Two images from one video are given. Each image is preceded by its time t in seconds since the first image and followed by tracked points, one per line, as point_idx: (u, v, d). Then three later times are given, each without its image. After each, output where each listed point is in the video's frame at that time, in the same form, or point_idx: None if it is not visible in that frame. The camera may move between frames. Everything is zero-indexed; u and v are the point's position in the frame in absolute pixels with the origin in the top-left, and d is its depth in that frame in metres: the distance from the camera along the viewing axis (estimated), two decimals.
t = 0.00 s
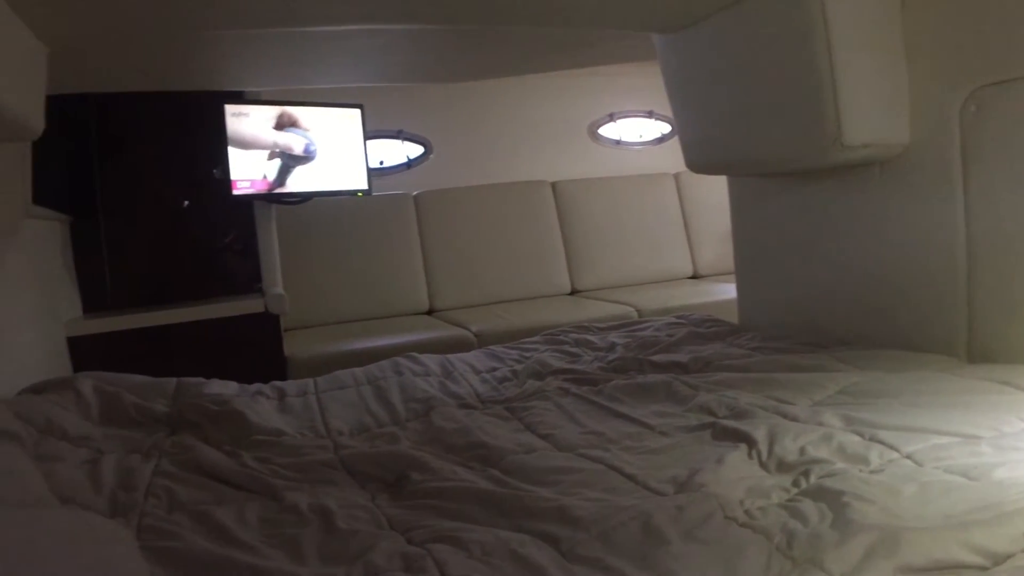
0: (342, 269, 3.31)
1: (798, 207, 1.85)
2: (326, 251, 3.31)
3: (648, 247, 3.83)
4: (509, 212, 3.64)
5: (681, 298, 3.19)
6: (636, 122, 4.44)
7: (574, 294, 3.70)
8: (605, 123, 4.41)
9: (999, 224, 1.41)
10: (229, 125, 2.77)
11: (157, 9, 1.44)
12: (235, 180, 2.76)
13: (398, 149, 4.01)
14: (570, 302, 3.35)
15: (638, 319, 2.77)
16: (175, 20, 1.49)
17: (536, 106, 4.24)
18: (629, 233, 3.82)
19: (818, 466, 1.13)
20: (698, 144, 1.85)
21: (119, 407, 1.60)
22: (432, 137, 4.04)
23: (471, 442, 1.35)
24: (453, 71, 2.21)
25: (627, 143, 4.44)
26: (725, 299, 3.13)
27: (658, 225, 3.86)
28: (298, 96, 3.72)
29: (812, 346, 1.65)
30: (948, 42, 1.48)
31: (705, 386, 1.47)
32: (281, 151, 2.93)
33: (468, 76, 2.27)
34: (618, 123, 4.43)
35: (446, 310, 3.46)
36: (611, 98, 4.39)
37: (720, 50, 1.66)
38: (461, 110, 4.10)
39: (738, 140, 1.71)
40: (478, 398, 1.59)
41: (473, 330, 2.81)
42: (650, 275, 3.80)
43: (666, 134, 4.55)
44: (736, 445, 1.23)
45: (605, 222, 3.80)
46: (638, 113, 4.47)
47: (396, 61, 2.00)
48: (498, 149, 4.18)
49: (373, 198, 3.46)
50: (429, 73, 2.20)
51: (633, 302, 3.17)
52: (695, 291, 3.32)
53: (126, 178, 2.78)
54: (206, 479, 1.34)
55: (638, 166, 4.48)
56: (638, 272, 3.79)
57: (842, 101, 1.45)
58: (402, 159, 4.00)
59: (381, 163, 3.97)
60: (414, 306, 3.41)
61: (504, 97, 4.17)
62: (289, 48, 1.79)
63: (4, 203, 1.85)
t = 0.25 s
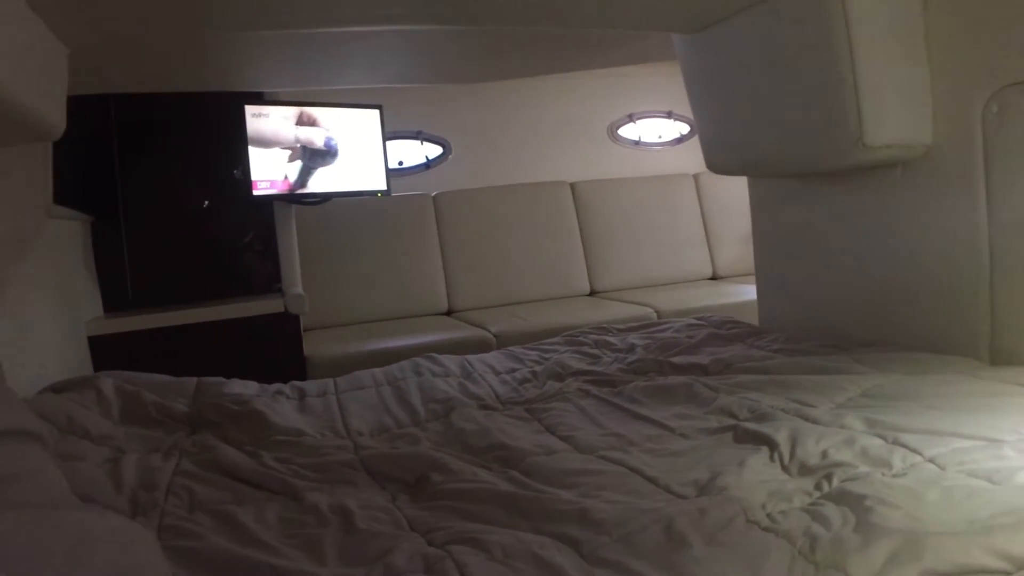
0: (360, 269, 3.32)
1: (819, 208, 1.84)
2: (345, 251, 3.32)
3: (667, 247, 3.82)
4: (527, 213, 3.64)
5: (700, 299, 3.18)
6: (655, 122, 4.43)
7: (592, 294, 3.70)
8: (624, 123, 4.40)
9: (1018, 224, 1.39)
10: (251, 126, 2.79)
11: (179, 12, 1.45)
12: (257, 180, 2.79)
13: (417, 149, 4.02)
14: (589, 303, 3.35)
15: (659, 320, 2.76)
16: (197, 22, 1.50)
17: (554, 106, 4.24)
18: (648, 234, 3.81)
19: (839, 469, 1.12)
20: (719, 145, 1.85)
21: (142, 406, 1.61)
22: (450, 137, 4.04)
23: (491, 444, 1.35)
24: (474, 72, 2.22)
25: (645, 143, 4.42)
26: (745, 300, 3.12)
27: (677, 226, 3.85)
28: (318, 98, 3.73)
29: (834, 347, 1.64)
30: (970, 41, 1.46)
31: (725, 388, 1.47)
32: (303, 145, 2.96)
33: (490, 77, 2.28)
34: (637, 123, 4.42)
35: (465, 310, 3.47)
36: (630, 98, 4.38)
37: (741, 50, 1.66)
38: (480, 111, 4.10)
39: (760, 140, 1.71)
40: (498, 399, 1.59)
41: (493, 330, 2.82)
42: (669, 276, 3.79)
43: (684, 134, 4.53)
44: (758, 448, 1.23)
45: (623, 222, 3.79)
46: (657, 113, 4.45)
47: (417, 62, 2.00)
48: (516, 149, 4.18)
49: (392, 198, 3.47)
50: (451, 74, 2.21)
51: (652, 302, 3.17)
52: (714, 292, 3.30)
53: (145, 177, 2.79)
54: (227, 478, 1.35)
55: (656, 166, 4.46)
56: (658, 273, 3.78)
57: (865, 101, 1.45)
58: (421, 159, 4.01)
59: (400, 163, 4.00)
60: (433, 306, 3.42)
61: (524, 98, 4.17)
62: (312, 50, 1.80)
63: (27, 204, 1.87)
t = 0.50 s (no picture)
0: (371, 270, 3.32)
1: (831, 209, 1.84)
2: (356, 251, 3.32)
3: (679, 248, 3.82)
4: (539, 214, 3.64)
5: (712, 300, 3.18)
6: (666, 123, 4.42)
7: (604, 296, 3.70)
8: (636, 124, 4.39)
9: None
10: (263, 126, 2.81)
11: (191, 14, 1.45)
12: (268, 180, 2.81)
13: (428, 150, 4.01)
14: (601, 304, 3.35)
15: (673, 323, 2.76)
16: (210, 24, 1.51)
17: (566, 107, 4.23)
18: (660, 235, 3.80)
19: (853, 472, 1.12)
20: (732, 146, 1.85)
21: (153, 406, 1.62)
22: (461, 138, 4.04)
23: (503, 445, 1.36)
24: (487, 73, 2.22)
25: (657, 145, 4.41)
26: (758, 302, 3.12)
27: (688, 227, 3.85)
28: (330, 99, 3.74)
29: (847, 349, 1.64)
30: (983, 42, 1.45)
31: (738, 390, 1.47)
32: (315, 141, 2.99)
33: (504, 78, 2.27)
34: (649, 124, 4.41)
35: (476, 311, 3.47)
36: (642, 99, 4.37)
37: (753, 52, 1.65)
38: (491, 112, 4.10)
39: (772, 141, 1.71)
40: (510, 400, 1.60)
41: (505, 331, 2.82)
42: (681, 277, 3.78)
43: (696, 135, 4.53)
44: (771, 450, 1.23)
45: (634, 223, 3.79)
46: (668, 114, 4.44)
47: (431, 63, 2.00)
48: (527, 150, 4.18)
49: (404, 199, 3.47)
50: (465, 75, 2.21)
51: (663, 304, 3.16)
52: (726, 293, 3.30)
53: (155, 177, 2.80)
54: (239, 479, 1.35)
55: (667, 167, 4.46)
56: (669, 274, 3.77)
57: (878, 102, 1.44)
58: (432, 160, 4.01)
59: (411, 165, 3.98)
60: (444, 307, 3.42)
61: (535, 99, 4.16)
62: (326, 51, 1.80)
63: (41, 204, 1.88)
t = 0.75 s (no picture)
0: (379, 271, 3.33)
1: (840, 211, 1.83)
2: (364, 252, 3.33)
3: (686, 249, 3.81)
4: (546, 215, 3.64)
5: (720, 302, 3.17)
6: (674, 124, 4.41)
7: (611, 297, 3.70)
8: (643, 125, 4.39)
9: None
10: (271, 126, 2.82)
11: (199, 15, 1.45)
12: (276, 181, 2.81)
13: (436, 151, 4.02)
14: (608, 305, 3.35)
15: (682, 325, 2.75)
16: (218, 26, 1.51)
17: (573, 108, 4.23)
18: (668, 236, 3.80)
19: (862, 474, 1.12)
20: (741, 148, 1.85)
21: (162, 407, 1.62)
22: (469, 139, 4.04)
23: (512, 447, 1.36)
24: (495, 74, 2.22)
25: (665, 146, 4.41)
26: (767, 303, 3.11)
27: (696, 228, 3.85)
28: (339, 100, 3.75)
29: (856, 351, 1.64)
30: (992, 42, 1.44)
31: (746, 392, 1.47)
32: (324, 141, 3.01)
33: (512, 79, 2.27)
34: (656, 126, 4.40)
35: (484, 312, 3.47)
36: (650, 100, 4.36)
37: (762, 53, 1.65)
38: (499, 113, 4.10)
39: (781, 143, 1.70)
40: (518, 402, 1.60)
41: (513, 332, 2.83)
42: (689, 278, 3.78)
43: (703, 136, 4.52)
44: (781, 452, 1.22)
45: (642, 224, 3.78)
46: (676, 116, 4.44)
47: (440, 65, 2.00)
48: (534, 151, 4.18)
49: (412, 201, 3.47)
50: (473, 76, 2.21)
51: (671, 305, 3.16)
52: (734, 295, 3.30)
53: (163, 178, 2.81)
54: (248, 481, 1.35)
55: (675, 168, 4.45)
56: (677, 276, 3.77)
57: (887, 103, 1.44)
58: (440, 161, 4.01)
59: (420, 166, 3.98)
60: (452, 308, 3.42)
61: (543, 100, 4.16)
62: (335, 53, 1.80)
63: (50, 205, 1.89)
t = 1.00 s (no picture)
0: (382, 271, 3.33)
1: (844, 211, 1.83)
2: (367, 253, 3.33)
3: (690, 250, 3.81)
4: (550, 216, 3.64)
5: (723, 302, 3.17)
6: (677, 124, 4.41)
7: (615, 298, 3.70)
8: (647, 126, 4.38)
9: None
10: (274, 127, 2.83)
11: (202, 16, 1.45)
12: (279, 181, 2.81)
13: (439, 152, 4.02)
14: (612, 306, 3.35)
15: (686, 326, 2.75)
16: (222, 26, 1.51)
17: (576, 109, 4.22)
18: (671, 236, 3.80)
19: (867, 475, 1.12)
20: (745, 149, 1.85)
21: (166, 407, 1.62)
22: (472, 140, 4.04)
23: (516, 447, 1.36)
24: (499, 75, 2.22)
25: (668, 146, 4.40)
26: (771, 303, 3.11)
27: (699, 228, 3.85)
28: (343, 101, 3.75)
29: (861, 352, 1.64)
30: (996, 42, 1.44)
31: (751, 393, 1.47)
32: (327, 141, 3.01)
33: (516, 80, 2.27)
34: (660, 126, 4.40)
35: (487, 313, 3.47)
36: (653, 101, 4.36)
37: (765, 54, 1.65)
38: (502, 114, 4.10)
39: (785, 143, 1.70)
40: (522, 403, 1.60)
41: (516, 333, 2.83)
42: (693, 279, 3.77)
43: (706, 136, 4.52)
44: (785, 453, 1.22)
45: (645, 225, 3.78)
46: (679, 116, 4.43)
47: (443, 66, 2.00)
48: (537, 151, 4.18)
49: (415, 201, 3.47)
50: (477, 77, 2.21)
51: (675, 306, 3.16)
52: (738, 295, 3.29)
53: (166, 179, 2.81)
54: (252, 481, 1.35)
55: (678, 168, 4.44)
56: (681, 276, 3.76)
57: (890, 104, 1.44)
58: (443, 162, 4.01)
59: (422, 166, 3.99)
60: (455, 309, 3.42)
61: (545, 101, 4.16)
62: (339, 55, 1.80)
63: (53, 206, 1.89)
